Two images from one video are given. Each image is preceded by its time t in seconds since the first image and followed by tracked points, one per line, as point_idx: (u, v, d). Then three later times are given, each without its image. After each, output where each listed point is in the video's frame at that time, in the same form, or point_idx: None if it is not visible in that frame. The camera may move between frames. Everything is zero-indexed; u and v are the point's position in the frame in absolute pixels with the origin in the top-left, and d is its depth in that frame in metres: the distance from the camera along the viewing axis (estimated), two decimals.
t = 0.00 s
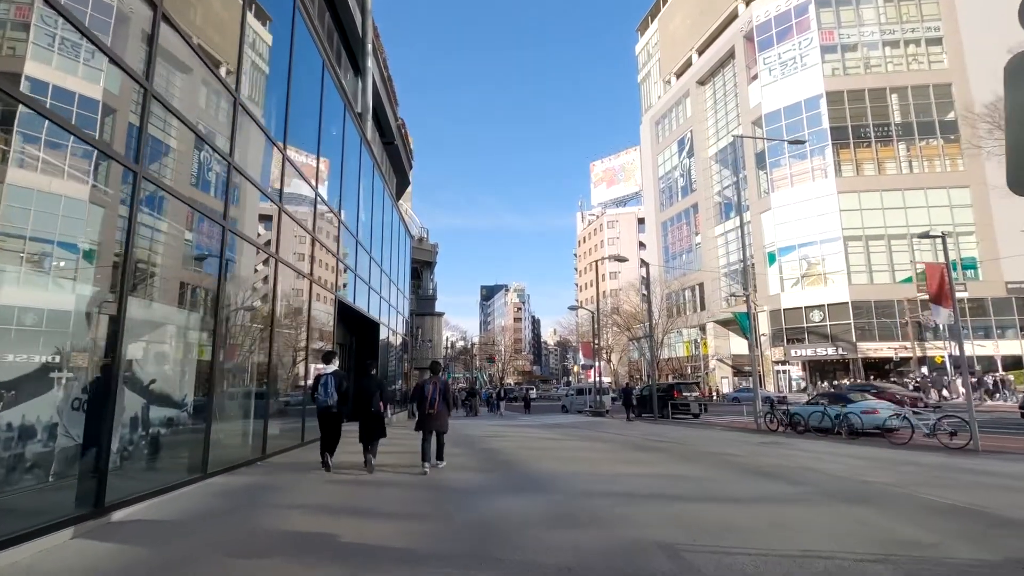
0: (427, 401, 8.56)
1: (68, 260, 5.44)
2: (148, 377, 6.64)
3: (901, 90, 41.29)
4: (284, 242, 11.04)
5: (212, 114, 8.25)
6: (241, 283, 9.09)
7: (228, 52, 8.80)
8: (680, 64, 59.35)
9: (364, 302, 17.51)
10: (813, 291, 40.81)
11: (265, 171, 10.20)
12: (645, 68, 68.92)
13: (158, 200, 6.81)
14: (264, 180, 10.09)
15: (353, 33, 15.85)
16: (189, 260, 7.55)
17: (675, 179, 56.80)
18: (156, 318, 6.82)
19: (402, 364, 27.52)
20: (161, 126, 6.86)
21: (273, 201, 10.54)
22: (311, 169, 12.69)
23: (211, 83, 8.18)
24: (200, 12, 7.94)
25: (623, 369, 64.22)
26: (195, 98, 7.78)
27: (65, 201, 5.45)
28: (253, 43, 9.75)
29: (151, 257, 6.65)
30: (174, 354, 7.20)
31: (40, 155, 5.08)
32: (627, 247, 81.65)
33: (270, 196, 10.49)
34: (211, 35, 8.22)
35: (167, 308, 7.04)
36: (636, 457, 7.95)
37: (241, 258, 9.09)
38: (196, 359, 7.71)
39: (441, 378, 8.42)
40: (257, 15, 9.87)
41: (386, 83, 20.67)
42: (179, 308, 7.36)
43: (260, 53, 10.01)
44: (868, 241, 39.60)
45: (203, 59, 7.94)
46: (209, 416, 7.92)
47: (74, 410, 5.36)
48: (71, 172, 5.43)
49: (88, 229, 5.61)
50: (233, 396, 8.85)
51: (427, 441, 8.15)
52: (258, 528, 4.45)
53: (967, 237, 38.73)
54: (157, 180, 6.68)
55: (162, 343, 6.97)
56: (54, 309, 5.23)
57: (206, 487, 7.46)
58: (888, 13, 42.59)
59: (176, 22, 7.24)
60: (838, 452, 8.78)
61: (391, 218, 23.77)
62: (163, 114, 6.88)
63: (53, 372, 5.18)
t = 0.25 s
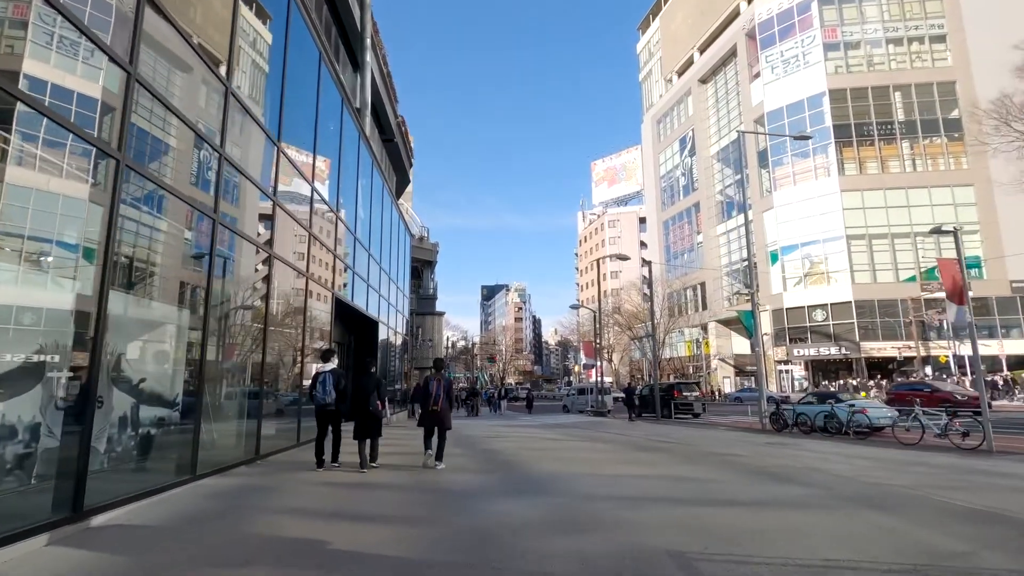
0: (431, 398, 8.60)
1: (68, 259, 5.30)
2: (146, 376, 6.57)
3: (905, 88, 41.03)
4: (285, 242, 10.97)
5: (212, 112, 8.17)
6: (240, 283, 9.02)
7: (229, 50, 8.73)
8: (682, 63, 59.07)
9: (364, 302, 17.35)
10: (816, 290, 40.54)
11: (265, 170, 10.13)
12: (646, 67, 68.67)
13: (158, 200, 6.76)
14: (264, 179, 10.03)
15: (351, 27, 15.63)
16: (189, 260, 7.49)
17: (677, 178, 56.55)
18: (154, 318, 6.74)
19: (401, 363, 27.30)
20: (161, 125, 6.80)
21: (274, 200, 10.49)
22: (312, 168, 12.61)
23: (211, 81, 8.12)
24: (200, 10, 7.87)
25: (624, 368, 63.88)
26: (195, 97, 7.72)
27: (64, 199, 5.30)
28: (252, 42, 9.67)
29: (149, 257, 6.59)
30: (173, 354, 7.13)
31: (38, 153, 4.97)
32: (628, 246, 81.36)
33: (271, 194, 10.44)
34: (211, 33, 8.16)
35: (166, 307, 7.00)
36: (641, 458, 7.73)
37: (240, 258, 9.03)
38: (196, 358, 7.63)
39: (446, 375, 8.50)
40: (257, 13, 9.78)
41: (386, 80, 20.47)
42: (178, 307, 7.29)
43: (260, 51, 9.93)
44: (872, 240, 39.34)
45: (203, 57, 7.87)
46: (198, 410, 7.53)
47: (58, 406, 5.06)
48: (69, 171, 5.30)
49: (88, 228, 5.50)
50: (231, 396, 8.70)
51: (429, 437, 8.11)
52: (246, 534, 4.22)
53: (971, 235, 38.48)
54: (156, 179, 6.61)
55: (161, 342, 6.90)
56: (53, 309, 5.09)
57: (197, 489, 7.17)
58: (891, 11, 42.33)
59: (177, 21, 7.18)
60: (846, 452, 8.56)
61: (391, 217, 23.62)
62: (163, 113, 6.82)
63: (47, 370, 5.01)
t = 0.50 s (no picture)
0: (432, 400, 8.34)
1: (69, 258, 5.17)
2: (144, 372, 6.49)
3: (908, 86, 40.75)
4: (285, 244, 10.88)
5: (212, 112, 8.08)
6: (241, 284, 8.93)
7: (229, 49, 8.63)
8: (684, 62, 58.80)
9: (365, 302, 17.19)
10: (819, 290, 40.27)
11: (265, 171, 10.02)
12: (648, 66, 68.41)
13: (158, 200, 6.69)
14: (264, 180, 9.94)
15: (350, 23, 15.40)
16: (190, 260, 7.42)
17: (678, 177, 56.29)
18: (153, 318, 6.67)
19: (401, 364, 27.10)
20: (161, 125, 6.73)
21: (274, 201, 10.36)
22: (313, 168, 12.51)
23: (210, 81, 8.03)
24: (199, 9, 7.78)
25: (625, 369, 63.57)
26: (195, 97, 7.64)
27: (64, 199, 5.17)
28: (253, 41, 9.55)
29: (148, 257, 6.54)
30: (174, 354, 7.04)
31: (37, 152, 4.82)
32: (629, 246, 81.05)
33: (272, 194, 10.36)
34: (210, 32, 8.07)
35: (166, 306, 6.95)
36: (648, 464, 7.47)
37: (241, 259, 8.96)
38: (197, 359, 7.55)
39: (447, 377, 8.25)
40: (257, 12, 9.65)
41: (385, 77, 20.26)
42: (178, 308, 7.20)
43: (261, 50, 9.83)
44: (875, 239, 39.06)
45: (202, 57, 7.77)
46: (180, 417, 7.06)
47: (39, 409, 4.75)
48: (69, 170, 5.18)
49: (90, 229, 5.36)
50: (230, 397, 8.52)
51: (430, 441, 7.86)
52: (234, 548, 3.96)
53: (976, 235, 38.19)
54: (156, 181, 6.53)
55: (161, 343, 6.83)
56: (53, 309, 4.96)
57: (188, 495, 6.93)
58: (895, 8, 42.03)
59: (176, 19, 7.10)
60: (859, 457, 8.30)
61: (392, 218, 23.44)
62: (162, 113, 6.74)
63: (31, 371, 4.71)
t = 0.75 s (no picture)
0: (430, 400, 8.12)
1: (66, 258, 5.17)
2: (149, 372, 6.50)
3: (911, 85, 40.50)
4: (286, 244, 10.80)
5: (211, 111, 8.00)
6: (243, 284, 8.86)
7: (229, 48, 8.56)
8: (685, 61, 58.56)
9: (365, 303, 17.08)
10: (821, 290, 40.04)
11: (267, 171, 9.97)
12: (649, 65, 68.21)
13: (158, 199, 6.64)
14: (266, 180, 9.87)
15: (348, 18, 15.22)
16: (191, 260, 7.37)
17: (679, 177, 56.06)
18: (154, 318, 6.61)
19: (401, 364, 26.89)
20: (160, 124, 6.68)
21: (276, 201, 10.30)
22: (314, 168, 12.42)
23: (212, 80, 7.97)
24: (198, 8, 7.70)
25: (627, 369, 63.28)
26: (196, 96, 7.59)
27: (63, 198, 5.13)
28: (253, 40, 9.46)
29: (147, 256, 6.50)
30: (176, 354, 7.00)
31: (35, 151, 4.79)
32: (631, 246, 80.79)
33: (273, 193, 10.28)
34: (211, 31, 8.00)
35: (168, 305, 6.91)
36: (652, 466, 7.23)
37: (244, 259, 8.89)
38: (197, 359, 7.50)
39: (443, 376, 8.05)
40: (257, 11, 9.55)
41: (385, 75, 20.12)
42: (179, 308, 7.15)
43: (262, 50, 9.75)
44: (878, 238, 38.80)
45: (202, 56, 7.71)
46: (166, 417, 6.75)
47: (16, 408, 4.53)
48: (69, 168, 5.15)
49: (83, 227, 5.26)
50: (229, 397, 8.41)
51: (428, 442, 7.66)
52: (216, 559, 3.73)
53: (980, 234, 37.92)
54: (155, 181, 6.49)
55: (164, 343, 6.79)
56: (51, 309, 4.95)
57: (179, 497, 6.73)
58: (897, 6, 41.77)
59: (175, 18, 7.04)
60: (869, 459, 8.06)
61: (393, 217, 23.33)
62: (162, 113, 6.69)
63: (8, 372, 4.48)
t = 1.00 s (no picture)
0: (424, 398, 7.94)
1: (61, 258, 5.27)
2: (148, 372, 6.44)
3: (914, 83, 40.24)
4: (285, 245, 10.76)
5: (209, 111, 8.01)
6: (242, 284, 8.86)
7: (227, 48, 8.54)
8: (686, 60, 58.33)
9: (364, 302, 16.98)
10: (824, 289, 39.79)
11: (266, 171, 9.95)
12: (649, 64, 67.98)
13: (156, 198, 6.66)
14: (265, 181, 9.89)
15: (344, 11, 14.96)
16: (190, 259, 7.39)
17: (680, 176, 55.82)
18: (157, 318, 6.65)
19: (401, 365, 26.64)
20: (158, 123, 6.69)
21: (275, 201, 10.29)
22: (314, 168, 12.39)
23: (210, 80, 7.97)
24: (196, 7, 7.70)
25: (628, 369, 63.04)
26: (194, 96, 7.61)
27: (58, 198, 5.20)
28: (251, 40, 9.43)
29: (147, 255, 6.53)
30: (175, 354, 7.03)
31: (32, 150, 4.83)
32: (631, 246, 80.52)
33: (272, 194, 10.28)
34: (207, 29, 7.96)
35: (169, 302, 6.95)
36: (655, 469, 6.99)
37: (243, 259, 8.91)
38: (195, 358, 7.52)
39: (437, 372, 7.88)
40: (256, 10, 9.49)
41: (383, 71, 19.88)
42: (178, 308, 7.17)
43: (260, 50, 9.67)
44: (880, 237, 38.55)
45: (200, 56, 7.69)
46: (147, 419, 6.37)
47: None
48: (65, 167, 5.23)
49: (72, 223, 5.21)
50: (226, 398, 8.32)
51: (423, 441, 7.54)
52: (189, 569, 3.50)
53: (983, 233, 37.66)
54: (153, 180, 6.50)
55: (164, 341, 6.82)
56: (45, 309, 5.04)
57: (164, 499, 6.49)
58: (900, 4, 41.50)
59: (172, 19, 7.04)
60: (879, 461, 7.83)
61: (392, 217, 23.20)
62: (159, 112, 6.70)
63: None
